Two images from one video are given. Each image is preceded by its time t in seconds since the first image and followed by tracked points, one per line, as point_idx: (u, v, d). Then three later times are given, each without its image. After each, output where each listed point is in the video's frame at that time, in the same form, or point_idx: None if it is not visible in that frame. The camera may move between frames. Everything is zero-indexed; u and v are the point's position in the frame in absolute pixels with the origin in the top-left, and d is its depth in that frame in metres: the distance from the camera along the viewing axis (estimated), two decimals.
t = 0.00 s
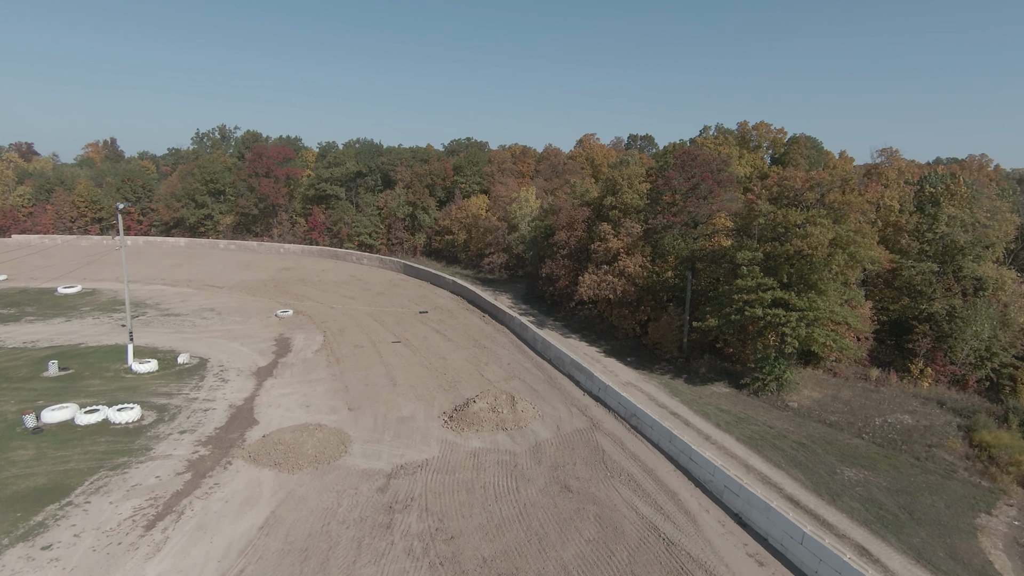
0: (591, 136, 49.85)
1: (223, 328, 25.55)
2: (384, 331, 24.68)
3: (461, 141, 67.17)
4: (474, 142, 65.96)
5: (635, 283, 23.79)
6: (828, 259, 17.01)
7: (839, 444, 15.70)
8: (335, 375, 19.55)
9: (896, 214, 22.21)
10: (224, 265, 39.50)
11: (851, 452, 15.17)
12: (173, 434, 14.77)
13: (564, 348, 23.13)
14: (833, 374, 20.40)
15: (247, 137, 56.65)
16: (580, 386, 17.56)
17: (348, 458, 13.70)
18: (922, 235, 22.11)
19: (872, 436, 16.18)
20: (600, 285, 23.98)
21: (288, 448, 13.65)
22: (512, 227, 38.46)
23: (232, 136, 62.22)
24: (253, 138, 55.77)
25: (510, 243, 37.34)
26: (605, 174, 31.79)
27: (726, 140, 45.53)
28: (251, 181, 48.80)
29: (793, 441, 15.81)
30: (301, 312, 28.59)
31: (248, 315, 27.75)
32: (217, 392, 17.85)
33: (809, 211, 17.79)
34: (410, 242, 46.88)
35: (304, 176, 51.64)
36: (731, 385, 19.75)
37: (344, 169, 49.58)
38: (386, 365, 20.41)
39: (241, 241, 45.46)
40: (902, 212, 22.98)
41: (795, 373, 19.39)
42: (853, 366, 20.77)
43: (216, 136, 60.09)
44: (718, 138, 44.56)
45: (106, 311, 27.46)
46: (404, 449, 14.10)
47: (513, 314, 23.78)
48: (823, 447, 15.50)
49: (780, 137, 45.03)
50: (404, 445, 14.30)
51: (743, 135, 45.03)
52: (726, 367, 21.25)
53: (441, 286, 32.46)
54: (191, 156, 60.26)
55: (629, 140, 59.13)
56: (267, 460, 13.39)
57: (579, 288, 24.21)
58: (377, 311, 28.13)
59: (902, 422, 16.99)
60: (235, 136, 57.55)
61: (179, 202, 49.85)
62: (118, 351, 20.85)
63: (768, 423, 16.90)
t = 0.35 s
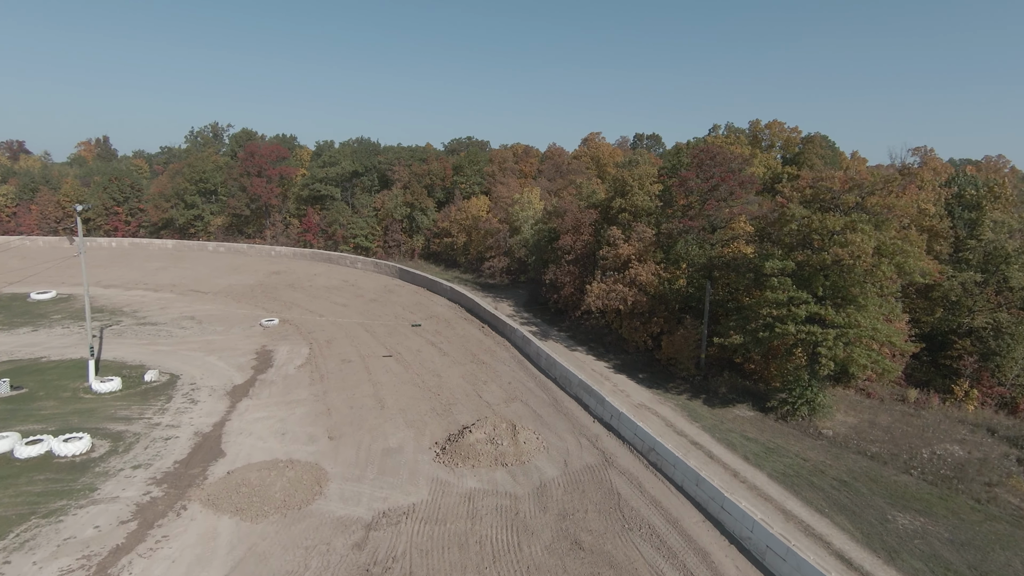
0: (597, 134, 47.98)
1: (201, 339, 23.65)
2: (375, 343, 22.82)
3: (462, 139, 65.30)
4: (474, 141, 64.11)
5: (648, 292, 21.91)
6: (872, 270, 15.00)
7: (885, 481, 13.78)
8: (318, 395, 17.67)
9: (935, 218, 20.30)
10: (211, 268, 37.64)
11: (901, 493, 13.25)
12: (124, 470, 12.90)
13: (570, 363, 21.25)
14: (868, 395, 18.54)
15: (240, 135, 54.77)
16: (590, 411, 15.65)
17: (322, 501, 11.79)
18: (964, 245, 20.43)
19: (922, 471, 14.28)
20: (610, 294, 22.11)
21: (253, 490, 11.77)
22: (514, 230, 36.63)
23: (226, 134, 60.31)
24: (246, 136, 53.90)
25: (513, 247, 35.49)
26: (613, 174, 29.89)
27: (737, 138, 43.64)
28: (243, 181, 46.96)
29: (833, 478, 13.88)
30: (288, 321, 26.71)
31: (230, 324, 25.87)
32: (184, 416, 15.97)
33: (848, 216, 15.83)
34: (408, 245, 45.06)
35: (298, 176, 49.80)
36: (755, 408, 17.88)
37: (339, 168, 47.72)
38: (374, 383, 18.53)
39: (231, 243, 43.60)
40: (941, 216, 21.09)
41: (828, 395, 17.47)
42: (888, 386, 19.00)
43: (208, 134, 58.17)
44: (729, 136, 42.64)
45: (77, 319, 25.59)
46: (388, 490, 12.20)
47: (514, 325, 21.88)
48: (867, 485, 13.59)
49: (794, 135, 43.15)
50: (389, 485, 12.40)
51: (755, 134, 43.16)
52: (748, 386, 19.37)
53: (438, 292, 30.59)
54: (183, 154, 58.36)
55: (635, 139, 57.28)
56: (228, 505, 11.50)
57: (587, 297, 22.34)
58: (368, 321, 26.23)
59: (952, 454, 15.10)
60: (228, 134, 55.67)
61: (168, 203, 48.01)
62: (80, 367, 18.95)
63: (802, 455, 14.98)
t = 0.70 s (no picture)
0: (601, 133, 46.13)
1: (175, 352, 21.75)
2: (363, 357, 20.91)
3: (460, 138, 63.43)
4: (473, 140, 62.22)
5: (661, 302, 20.03)
6: (925, 283, 13.01)
7: (947, 528, 11.86)
8: (295, 421, 15.76)
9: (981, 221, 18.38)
10: (196, 273, 35.72)
11: (967, 544, 11.33)
12: (59, 520, 10.98)
13: (576, 381, 19.36)
14: (909, 419, 16.66)
15: (230, 134, 52.80)
16: (602, 443, 13.71)
17: (287, 562, 9.89)
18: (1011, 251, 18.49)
19: (987, 515, 12.36)
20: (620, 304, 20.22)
21: (204, 550, 9.85)
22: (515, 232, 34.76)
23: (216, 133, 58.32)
24: (236, 135, 51.95)
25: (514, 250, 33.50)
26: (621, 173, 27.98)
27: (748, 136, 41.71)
28: (232, 181, 45.07)
29: (886, 524, 11.95)
30: (271, 332, 24.82)
31: (209, 336, 23.96)
32: (141, 448, 14.07)
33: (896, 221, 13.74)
34: (404, 248, 43.33)
35: (290, 176, 47.91)
36: (785, 434, 16.00)
37: (333, 168, 45.81)
38: (359, 406, 16.62)
39: (219, 247, 41.67)
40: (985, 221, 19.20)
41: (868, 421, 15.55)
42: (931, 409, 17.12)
43: (198, 132, 56.16)
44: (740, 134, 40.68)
45: (43, 331, 23.68)
46: (367, 547, 10.29)
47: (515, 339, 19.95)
48: (927, 533, 11.67)
49: (807, 133, 41.20)
50: (368, 539, 10.50)
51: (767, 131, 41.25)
52: (775, 408, 17.48)
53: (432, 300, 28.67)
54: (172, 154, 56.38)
55: (640, 137, 55.37)
56: (173, 569, 9.60)
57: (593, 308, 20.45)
58: (357, 332, 24.34)
59: (1018, 493, 13.16)
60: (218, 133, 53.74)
61: (154, 203, 46.09)
62: (33, 388, 17.04)
63: (846, 494, 13.04)
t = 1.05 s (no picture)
0: (605, 131, 44.30)
1: (143, 369, 19.84)
2: (350, 375, 19.01)
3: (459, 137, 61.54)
4: (472, 139, 60.31)
5: (678, 313, 18.18)
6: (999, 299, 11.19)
7: None
8: (267, 454, 13.84)
9: None
10: (179, 277, 33.83)
11: None
12: None
13: (585, 402, 17.47)
14: (962, 449, 14.81)
15: (221, 133, 50.92)
16: (619, 485, 11.83)
17: None
18: None
19: None
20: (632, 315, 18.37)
21: None
22: (516, 235, 32.93)
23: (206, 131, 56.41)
24: (226, 134, 50.05)
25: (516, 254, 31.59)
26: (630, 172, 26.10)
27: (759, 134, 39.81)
28: (220, 181, 43.20)
29: None
30: (252, 345, 22.92)
31: (184, 349, 22.07)
32: (85, 488, 12.17)
33: (958, 225, 11.87)
34: (400, 251, 41.52)
35: (281, 176, 46.00)
36: (824, 468, 14.10)
37: (326, 168, 43.92)
38: (341, 435, 14.71)
39: (206, 250, 39.76)
40: None
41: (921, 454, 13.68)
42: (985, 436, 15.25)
43: (187, 131, 54.27)
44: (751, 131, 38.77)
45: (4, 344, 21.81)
46: None
47: (517, 355, 18.05)
48: None
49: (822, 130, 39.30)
50: None
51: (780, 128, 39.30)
52: (808, 434, 15.60)
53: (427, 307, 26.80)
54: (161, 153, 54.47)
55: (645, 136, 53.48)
56: None
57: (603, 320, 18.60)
58: (345, 345, 22.40)
59: None
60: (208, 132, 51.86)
61: (139, 205, 44.16)
62: None
63: (905, 546, 11.13)
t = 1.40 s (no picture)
0: (619, 129, 42.34)
1: (116, 385, 18.06)
2: (340, 395, 17.16)
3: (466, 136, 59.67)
4: (480, 138, 58.45)
5: (706, 330, 16.26)
6: None
7: None
8: (236, 496, 11.96)
9: None
10: (170, 281, 32.16)
11: None
12: None
13: (602, 431, 15.55)
14: None
15: (220, 130, 49.32)
16: (648, 545, 9.96)
17: None
18: None
19: None
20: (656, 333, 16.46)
21: None
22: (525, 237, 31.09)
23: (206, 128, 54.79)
24: (226, 132, 48.45)
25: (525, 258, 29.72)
26: (650, 171, 24.14)
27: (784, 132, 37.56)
28: (218, 180, 41.60)
29: None
30: (239, 358, 21.11)
31: (164, 362, 20.31)
32: (19, 539, 10.38)
33: None
34: (404, 254, 39.81)
35: (282, 175, 44.34)
36: (885, 517, 12.11)
37: (327, 167, 42.18)
38: (324, 471, 12.86)
39: (201, 252, 38.12)
40: None
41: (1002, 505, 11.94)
42: None
43: (186, 128, 52.66)
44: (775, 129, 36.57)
45: None
46: None
47: (526, 376, 16.15)
48: None
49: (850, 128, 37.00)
50: None
51: (805, 125, 37.03)
52: (859, 473, 13.63)
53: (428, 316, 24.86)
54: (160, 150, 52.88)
55: (660, 135, 51.36)
56: None
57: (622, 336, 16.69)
58: (339, 359, 20.55)
59: None
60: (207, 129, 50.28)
61: (135, 204, 42.59)
62: None
63: None
